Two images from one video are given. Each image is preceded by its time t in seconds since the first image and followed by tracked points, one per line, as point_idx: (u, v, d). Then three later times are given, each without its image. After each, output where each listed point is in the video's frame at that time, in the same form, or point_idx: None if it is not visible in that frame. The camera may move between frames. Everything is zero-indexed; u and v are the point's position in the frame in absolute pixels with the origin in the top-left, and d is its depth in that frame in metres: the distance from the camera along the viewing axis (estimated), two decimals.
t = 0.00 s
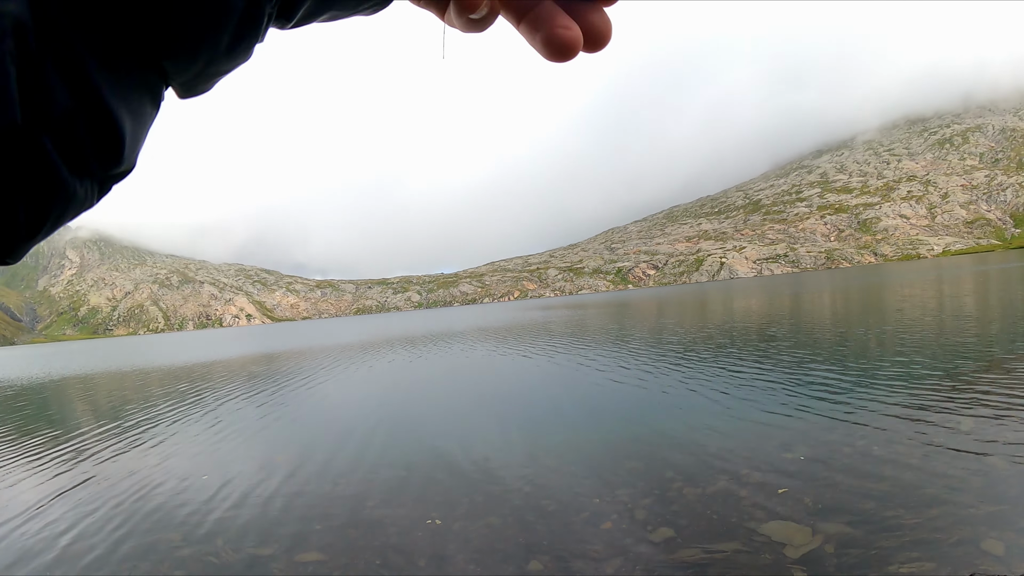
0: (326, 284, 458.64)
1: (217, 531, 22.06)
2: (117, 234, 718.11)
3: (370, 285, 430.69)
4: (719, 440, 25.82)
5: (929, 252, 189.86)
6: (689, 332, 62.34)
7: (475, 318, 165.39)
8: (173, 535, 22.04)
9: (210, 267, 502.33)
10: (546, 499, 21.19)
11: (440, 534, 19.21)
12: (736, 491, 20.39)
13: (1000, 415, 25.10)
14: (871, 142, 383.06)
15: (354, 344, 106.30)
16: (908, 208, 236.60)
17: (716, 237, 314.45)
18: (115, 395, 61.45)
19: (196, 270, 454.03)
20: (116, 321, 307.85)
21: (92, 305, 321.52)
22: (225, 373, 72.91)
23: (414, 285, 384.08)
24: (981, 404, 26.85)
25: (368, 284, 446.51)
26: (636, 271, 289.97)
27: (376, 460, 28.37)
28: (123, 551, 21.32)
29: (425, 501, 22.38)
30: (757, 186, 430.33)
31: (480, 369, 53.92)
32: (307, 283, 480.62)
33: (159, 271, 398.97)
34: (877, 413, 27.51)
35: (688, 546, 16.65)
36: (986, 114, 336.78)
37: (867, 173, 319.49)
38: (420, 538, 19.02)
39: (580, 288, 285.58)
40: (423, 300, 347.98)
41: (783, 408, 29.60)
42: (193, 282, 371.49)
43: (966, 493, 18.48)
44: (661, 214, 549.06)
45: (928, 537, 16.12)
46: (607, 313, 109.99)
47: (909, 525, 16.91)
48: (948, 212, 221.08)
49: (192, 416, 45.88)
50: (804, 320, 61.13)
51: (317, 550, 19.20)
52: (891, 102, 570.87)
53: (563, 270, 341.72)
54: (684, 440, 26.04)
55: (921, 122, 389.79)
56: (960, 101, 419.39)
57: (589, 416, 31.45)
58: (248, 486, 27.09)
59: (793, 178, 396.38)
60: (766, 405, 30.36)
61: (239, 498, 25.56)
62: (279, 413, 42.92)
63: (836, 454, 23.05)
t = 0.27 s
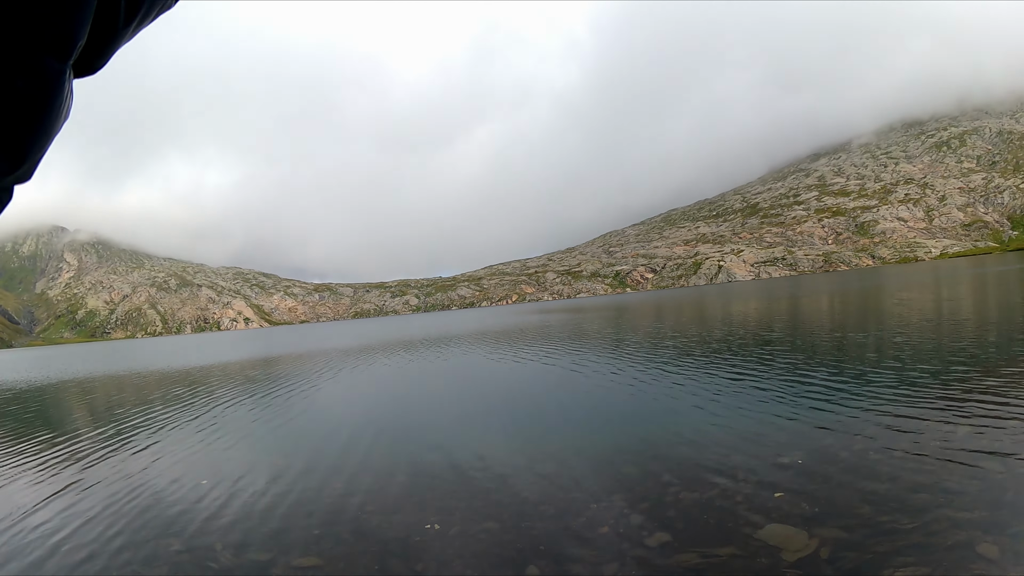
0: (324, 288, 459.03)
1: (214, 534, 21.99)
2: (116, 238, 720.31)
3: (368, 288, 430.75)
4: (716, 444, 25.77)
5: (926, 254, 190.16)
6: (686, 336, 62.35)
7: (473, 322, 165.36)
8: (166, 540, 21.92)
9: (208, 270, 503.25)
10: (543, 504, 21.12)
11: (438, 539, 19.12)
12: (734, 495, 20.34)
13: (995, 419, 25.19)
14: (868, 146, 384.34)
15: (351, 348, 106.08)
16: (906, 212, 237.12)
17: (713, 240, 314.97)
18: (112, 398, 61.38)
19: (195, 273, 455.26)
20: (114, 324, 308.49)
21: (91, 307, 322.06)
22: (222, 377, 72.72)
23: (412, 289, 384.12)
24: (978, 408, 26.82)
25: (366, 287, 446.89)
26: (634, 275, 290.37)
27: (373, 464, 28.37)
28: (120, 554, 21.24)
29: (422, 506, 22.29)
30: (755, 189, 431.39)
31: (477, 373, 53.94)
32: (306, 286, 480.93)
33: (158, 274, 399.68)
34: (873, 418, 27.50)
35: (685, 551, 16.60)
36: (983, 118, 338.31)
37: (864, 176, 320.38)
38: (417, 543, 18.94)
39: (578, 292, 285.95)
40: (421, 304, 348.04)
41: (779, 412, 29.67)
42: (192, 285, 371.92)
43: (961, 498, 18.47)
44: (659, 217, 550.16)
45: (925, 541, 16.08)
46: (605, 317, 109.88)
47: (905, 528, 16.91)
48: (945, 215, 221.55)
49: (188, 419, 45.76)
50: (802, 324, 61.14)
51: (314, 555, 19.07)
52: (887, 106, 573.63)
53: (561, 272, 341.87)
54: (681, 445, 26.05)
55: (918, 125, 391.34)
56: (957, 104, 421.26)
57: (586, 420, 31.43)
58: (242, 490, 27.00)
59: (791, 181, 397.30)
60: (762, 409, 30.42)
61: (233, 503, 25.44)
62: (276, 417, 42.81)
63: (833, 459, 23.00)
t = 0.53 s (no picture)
0: (319, 295, 458.00)
1: (208, 543, 21.70)
2: (112, 246, 718.95)
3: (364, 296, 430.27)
4: (712, 451, 25.70)
5: (921, 259, 190.72)
6: (682, 342, 62.36)
7: (469, 329, 164.94)
8: (160, 548, 21.63)
9: (204, 277, 502.35)
10: (539, 511, 21.04)
11: (434, 547, 18.97)
12: (730, 502, 20.25)
13: (990, 422, 25.27)
14: (862, 152, 386.97)
15: (348, 356, 105.66)
16: (901, 217, 238.03)
17: (709, 246, 315.88)
18: (106, 405, 60.89)
19: (191, 280, 454.39)
20: (109, 330, 307.18)
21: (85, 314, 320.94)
22: (218, 385, 72.37)
23: (408, 296, 383.61)
24: (971, 413, 26.91)
25: (362, 295, 446.15)
26: (630, 282, 290.73)
27: (368, 472, 28.25)
28: (113, 563, 20.93)
29: (417, 514, 22.12)
30: (751, 196, 433.44)
31: (472, 380, 53.76)
32: (301, 294, 479.93)
33: (152, 281, 398.31)
34: (868, 423, 27.51)
35: (681, 557, 16.53)
36: (977, 123, 340.62)
37: (859, 182, 322.35)
38: (413, 551, 18.78)
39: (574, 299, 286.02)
40: (417, 311, 347.20)
41: (774, 418, 29.72)
42: (186, 292, 370.67)
43: (956, 502, 18.47)
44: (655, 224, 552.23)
45: (921, 546, 16.03)
46: (600, 325, 109.86)
47: (901, 534, 16.86)
48: (939, 219, 222.61)
49: (184, 427, 45.55)
50: (797, 330, 61.21)
51: (310, 563, 18.87)
52: (881, 111, 577.33)
53: (556, 280, 342.42)
54: (676, 451, 26.03)
55: (912, 131, 393.76)
56: (950, 110, 424.17)
57: (581, 427, 31.38)
58: (235, 497, 26.87)
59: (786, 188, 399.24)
60: (757, 415, 30.43)
61: (226, 510, 25.28)
62: (272, 424, 42.65)
63: (828, 465, 22.97)
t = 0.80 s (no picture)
0: (315, 306, 456.69)
1: (202, 555, 21.42)
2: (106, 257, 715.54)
3: (359, 307, 429.27)
4: (708, 460, 25.59)
5: (915, 267, 191.78)
6: (677, 352, 62.29)
7: (465, 340, 164.41)
8: (152, 561, 21.28)
9: (198, 287, 500.20)
10: (535, 521, 20.92)
11: (430, 558, 18.77)
12: (727, 512, 20.16)
13: (983, 428, 25.35)
14: (855, 161, 390.08)
15: (343, 367, 105.15)
16: (894, 225, 239.63)
17: (703, 256, 316.80)
18: (98, 416, 60.42)
19: (185, 290, 452.40)
20: (102, 341, 304.99)
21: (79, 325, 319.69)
22: (212, 395, 71.85)
23: (404, 306, 383.09)
24: (966, 419, 26.91)
25: (358, 305, 445.10)
26: (625, 292, 291.10)
27: (362, 482, 28.07)
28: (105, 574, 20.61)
29: (412, 525, 21.94)
30: (745, 205, 435.48)
31: (467, 391, 53.54)
32: (297, 305, 478.66)
33: (147, 291, 396.64)
34: (863, 431, 27.49)
35: (678, 567, 16.42)
36: (968, 130, 344.30)
37: (852, 190, 324.88)
38: (410, 562, 18.58)
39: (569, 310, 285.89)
40: (412, 322, 346.25)
41: (769, 427, 29.72)
42: (181, 302, 369.26)
43: (951, 508, 18.46)
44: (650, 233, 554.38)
45: (918, 551, 16.01)
46: (595, 335, 109.65)
47: (898, 541, 16.81)
48: (933, 227, 223.84)
49: (176, 438, 45.11)
50: (792, 338, 61.25)
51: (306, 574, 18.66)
52: (873, 120, 582.47)
53: (552, 290, 342.74)
54: (673, 460, 25.96)
55: (904, 139, 397.51)
56: (941, 117, 428.44)
57: (576, 438, 31.28)
58: (227, 509, 26.60)
59: (780, 197, 401.77)
60: (752, 424, 30.41)
61: (218, 522, 25.00)
62: (265, 436, 42.28)
63: (824, 472, 22.92)
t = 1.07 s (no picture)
0: (317, 308, 457.75)
1: (202, 556, 21.39)
2: (109, 259, 716.68)
3: (361, 309, 429.21)
4: (708, 462, 25.71)
5: (917, 268, 191.35)
6: (678, 354, 62.30)
7: (466, 342, 164.20)
8: (154, 560, 21.33)
9: (200, 288, 500.57)
10: (535, 523, 20.92)
11: (432, 560, 18.76)
12: (726, 513, 20.22)
13: (986, 430, 25.30)
14: (857, 163, 389.94)
15: (345, 368, 105.31)
16: (896, 226, 239.35)
17: (705, 258, 316.61)
18: (101, 416, 60.81)
19: (187, 292, 452.88)
20: (104, 342, 305.25)
21: (82, 325, 321.21)
22: (214, 397, 71.91)
23: (406, 309, 383.43)
24: (967, 421, 26.90)
25: (359, 307, 444.95)
26: (627, 294, 290.77)
27: (362, 484, 28.08)
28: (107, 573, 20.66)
29: (413, 527, 21.91)
30: (747, 206, 435.06)
31: (469, 392, 53.67)
32: (299, 307, 479.36)
33: (150, 292, 398.47)
34: (864, 432, 27.50)
35: (679, 570, 16.40)
36: (970, 131, 343.39)
37: (854, 192, 324.17)
38: (412, 564, 18.58)
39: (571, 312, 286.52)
40: (415, 325, 346.37)
41: (771, 429, 29.66)
42: (183, 304, 370.32)
43: (951, 509, 18.47)
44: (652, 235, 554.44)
45: (921, 554, 15.97)
46: (597, 337, 109.63)
47: (898, 543, 16.80)
48: (935, 228, 223.33)
49: (178, 439, 45.17)
50: (794, 340, 61.22)
51: None
52: (874, 121, 581.01)
53: (554, 293, 342.48)
54: (674, 463, 25.92)
55: (906, 140, 396.43)
56: (943, 118, 427.40)
57: (578, 440, 31.22)
58: (228, 510, 26.60)
59: (781, 200, 401.10)
60: (754, 426, 30.36)
61: (218, 523, 25.01)
62: (267, 437, 42.28)
63: (825, 474, 22.88)
